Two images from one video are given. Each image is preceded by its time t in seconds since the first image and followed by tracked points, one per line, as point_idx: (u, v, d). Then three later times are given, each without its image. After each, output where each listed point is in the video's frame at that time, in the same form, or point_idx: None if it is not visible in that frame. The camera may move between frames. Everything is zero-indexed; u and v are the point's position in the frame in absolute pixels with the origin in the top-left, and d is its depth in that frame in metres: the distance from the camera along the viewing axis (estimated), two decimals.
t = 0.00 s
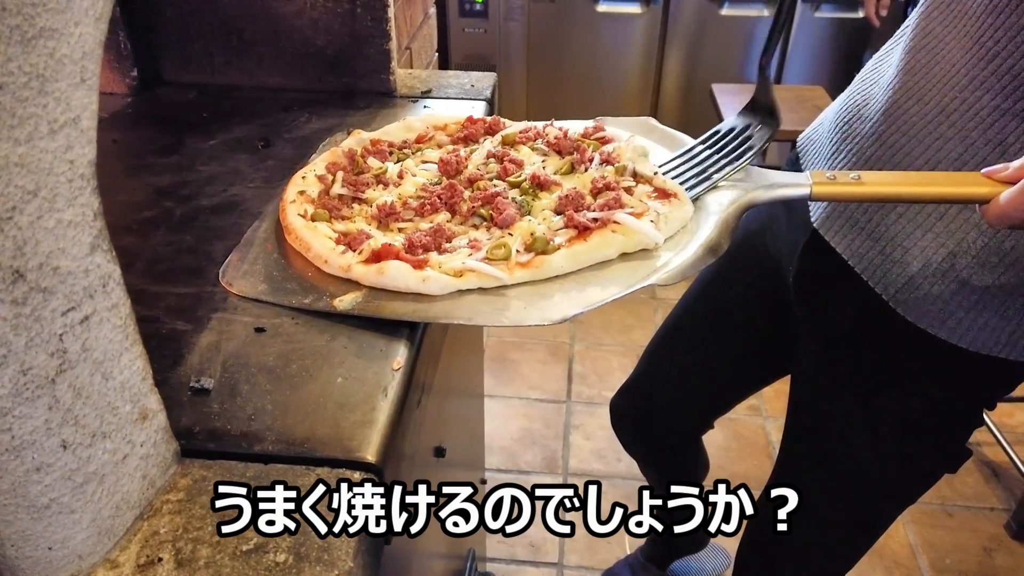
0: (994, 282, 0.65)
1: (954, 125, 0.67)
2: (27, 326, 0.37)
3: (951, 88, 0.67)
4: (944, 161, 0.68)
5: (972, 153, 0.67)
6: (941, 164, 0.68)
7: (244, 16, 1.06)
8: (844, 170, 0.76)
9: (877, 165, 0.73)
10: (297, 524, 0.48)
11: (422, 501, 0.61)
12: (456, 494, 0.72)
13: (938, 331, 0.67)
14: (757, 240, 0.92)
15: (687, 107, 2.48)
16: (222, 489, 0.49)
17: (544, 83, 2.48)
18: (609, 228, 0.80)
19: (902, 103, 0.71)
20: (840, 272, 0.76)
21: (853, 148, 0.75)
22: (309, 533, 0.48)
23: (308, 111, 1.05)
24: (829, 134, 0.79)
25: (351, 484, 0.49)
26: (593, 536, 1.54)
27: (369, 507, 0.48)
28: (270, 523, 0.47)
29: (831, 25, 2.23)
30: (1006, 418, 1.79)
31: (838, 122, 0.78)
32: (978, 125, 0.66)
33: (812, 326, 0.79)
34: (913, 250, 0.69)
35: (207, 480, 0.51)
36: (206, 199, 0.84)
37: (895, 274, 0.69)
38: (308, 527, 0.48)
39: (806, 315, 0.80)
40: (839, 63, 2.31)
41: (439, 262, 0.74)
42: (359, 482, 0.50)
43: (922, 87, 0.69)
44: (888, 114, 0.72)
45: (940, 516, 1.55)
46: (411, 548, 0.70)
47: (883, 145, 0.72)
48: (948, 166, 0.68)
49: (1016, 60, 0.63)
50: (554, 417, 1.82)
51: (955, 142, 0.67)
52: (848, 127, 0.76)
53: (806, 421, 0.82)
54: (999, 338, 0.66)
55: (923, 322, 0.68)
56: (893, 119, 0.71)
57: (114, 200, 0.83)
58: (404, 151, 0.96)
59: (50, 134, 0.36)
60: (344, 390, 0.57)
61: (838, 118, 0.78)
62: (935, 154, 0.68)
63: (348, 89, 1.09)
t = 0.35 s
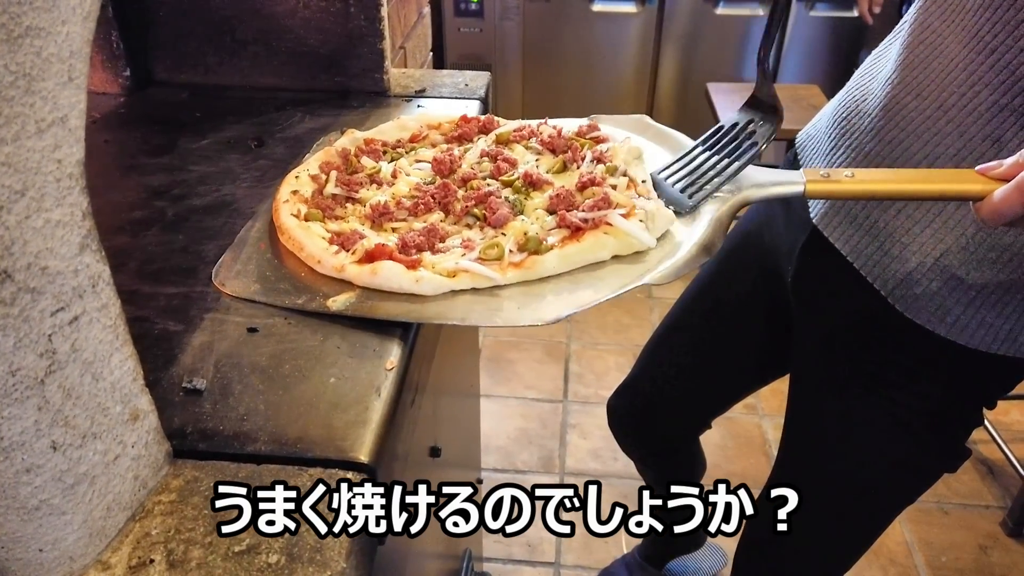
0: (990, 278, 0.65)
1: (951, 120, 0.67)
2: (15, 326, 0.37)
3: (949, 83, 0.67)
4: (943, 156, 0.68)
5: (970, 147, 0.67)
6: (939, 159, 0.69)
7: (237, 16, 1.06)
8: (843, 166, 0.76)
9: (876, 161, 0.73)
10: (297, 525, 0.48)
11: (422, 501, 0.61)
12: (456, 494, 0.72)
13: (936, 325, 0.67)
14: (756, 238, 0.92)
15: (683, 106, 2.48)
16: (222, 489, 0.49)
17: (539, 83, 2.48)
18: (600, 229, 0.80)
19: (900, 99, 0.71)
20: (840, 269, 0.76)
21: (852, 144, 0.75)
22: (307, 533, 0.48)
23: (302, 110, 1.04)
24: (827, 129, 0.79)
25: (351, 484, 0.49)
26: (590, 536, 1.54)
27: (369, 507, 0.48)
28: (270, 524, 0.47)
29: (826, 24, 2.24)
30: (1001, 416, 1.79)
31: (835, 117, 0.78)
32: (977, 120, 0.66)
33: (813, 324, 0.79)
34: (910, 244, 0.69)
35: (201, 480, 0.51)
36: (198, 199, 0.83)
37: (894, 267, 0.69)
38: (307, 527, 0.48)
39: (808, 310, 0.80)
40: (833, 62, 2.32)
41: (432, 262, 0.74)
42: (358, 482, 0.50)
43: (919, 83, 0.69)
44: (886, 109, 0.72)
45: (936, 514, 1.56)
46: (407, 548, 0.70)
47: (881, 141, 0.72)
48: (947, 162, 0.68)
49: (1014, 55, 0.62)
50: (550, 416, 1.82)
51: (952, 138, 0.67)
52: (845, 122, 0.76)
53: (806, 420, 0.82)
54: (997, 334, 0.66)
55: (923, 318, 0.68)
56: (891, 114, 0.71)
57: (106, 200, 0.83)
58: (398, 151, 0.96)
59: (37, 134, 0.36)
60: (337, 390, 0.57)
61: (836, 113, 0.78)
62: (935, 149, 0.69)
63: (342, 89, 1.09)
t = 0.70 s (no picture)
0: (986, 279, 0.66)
1: (953, 120, 0.67)
2: (15, 327, 0.36)
3: (951, 81, 0.67)
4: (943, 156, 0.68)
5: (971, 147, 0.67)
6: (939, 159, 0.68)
7: (234, 16, 1.05)
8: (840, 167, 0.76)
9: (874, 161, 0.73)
10: (297, 525, 0.47)
11: (422, 501, 0.61)
12: (457, 494, 0.72)
13: (939, 325, 0.67)
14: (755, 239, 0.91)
15: (680, 106, 2.49)
16: (221, 489, 0.48)
17: (536, 82, 2.48)
18: (601, 225, 0.80)
19: (901, 97, 0.71)
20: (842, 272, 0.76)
21: (849, 143, 0.75)
22: (308, 534, 0.48)
23: (300, 110, 1.04)
24: (825, 131, 0.79)
25: (351, 484, 0.49)
26: (588, 536, 1.54)
27: (369, 507, 0.48)
28: (270, 524, 0.47)
29: (822, 24, 2.25)
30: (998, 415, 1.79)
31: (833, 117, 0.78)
32: (979, 120, 0.66)
33: (810, 323, 0.79)
34: (912, 246, 0.69)
35: (201, 481, 0.50)
36: (196, 199, 0.83)
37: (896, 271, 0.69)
38: (307, 527, 0.48)
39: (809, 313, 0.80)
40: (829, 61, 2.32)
41: (432, 259, 0.74)
42: (359, 482, 0.49)
43: (921, 81, 0.69)
44: (887, 110, 0.72)
45: (934, 513, 1.56)
46: (407, 548, 0.70)
47: (880, 140, 0.72)
48: (948, 162, 0.68)
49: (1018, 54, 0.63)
50: (548, 416, 1.82)
51: (953, 137, 0.67)
52: (843, 122, 0.76)
53: (808, 419, 0.82)
54: (999, 334, 0.66)
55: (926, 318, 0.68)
56: (891, 114, 0.71)
57: (103, 200, 0.83)
58: (397, 149, 0.96)
59: (37, 133, 0.36)
60: (337, 390, 0.57)
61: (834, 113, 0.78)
62: (934, 148, 0.68)
63: (340, 89, 1.09)
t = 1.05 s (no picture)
0: (978, 277, 0.66)
1: (931, 122, 0.67)
2: (11, 329, 0.36)
3: (926, 87, 0.67)
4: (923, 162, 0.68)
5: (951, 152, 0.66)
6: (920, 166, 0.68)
7: (231, 16, 1.05)
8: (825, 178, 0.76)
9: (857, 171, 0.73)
10: (296, 525, 0.47)
11: (421, 501, 0.61)
12: (457, 494, 0.72)
13: (934, 325, 0.68)
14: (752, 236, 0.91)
15: (676, 105, 2.49)
16: (220, 490, 0.48)
17: (533, 83, 2.48)
18: (599, 232, 0.80)
19: (880, 105, 0.71)
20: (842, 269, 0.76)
21: (831, 153, 0.75)
22: (306, 536, 0.47)
23: (297, 111, 1.04)
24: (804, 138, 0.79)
25: (351, 483, 0.49)
26: (585, 536, 1.54)
27: (369, 507, 0.48)
28: (269, 524, 0.47)
29: (818, 24, 2.25)
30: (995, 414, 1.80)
31: (808, 126, 0.78)
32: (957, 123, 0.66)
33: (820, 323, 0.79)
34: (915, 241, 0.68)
35: (198, 484, 0.50)
36: (193, 200, 0.83)
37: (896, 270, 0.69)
38: (306, 529, 0.47)
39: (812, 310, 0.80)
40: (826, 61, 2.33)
41: (429, 265, 0.74)
42: (358, 482, 0.50)
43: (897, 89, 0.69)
44: (867, 115, 0.72)
45: (931, 512, 1.56)
46: (405, 548, 0.69)
47: (861, 149, 0.72)
48: (929, 165, 0.68)
49: (993, 55, 0.63)
50: (546, 416, 1.82)
51: (934, 140, 0.67)
52: (820, 130, 0.76)
53: (811, 423, 0.83)
54: (996, 327, 0.66)
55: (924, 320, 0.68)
56: (870, 122, 0.71)
57: (100, 202, 0.82)
58: (395, 151, 0.96)
59: (33, 135, 0.36)
60: (337, 391, 0.56)
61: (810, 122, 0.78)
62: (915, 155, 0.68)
63: (337, 89, 1.09)
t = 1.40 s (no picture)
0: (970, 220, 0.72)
1: (904, 94, 0.73)
2: (13, 327, 0.36)
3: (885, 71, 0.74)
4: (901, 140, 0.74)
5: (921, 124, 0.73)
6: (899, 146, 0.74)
7: (230, 14, 1.04)
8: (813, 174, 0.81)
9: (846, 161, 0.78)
10: (297, 525, 0.47)
11: (422, 501, 0.61)
12: (457, 494, 0.72)
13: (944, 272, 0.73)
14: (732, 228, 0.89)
15: (674, 103, 2.49)
16: (221, 489, 0.48)
17: (531, 82, 2.48)
18: (584, 234, 0.79)
19: (846, 97, 0.77)
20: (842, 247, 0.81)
21: (813, 149, 0.80)
22: (309, 535, 0.47)
23: (296, 109, 1.03)
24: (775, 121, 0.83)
25: (351, 484, 0.49)
26: (585, 534, 1.54)
27: (370, 507, 0.48)
28: (270, 523, 0.46)
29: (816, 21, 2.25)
30: (992, 411, 1.80)
31: (777, 126, 0.83)
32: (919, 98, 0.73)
33: (826, 299, 0.85)
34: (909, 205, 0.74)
35: (200, 483, 0.50)
36: (193, 199, 0.83)
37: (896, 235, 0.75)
38: (308, 528, 0.47)
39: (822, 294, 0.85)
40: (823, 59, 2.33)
41: (412, 265, 0.73)
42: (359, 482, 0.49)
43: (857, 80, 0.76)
44: (843, 95, 0.77)
45: (930, 509, 1.56)
46: (406, 548, 0.69)
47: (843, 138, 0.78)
48: (908, 131, 0.73)
49: (936, 31, 0.71)
50: (545, 415, 1.82)
51: (908, 108, 0.73)
52: (793, 128, 0.81)
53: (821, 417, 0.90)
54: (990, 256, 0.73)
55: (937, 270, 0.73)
56: (843, 114, 0.77)
57: (98, 201, 0.82)
58: (383, 150, 0.96)
59: (34, 130, 0.35)
60: (338, 389, 0.56)
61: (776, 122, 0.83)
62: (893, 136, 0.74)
63: (336, 87, 1.08)
